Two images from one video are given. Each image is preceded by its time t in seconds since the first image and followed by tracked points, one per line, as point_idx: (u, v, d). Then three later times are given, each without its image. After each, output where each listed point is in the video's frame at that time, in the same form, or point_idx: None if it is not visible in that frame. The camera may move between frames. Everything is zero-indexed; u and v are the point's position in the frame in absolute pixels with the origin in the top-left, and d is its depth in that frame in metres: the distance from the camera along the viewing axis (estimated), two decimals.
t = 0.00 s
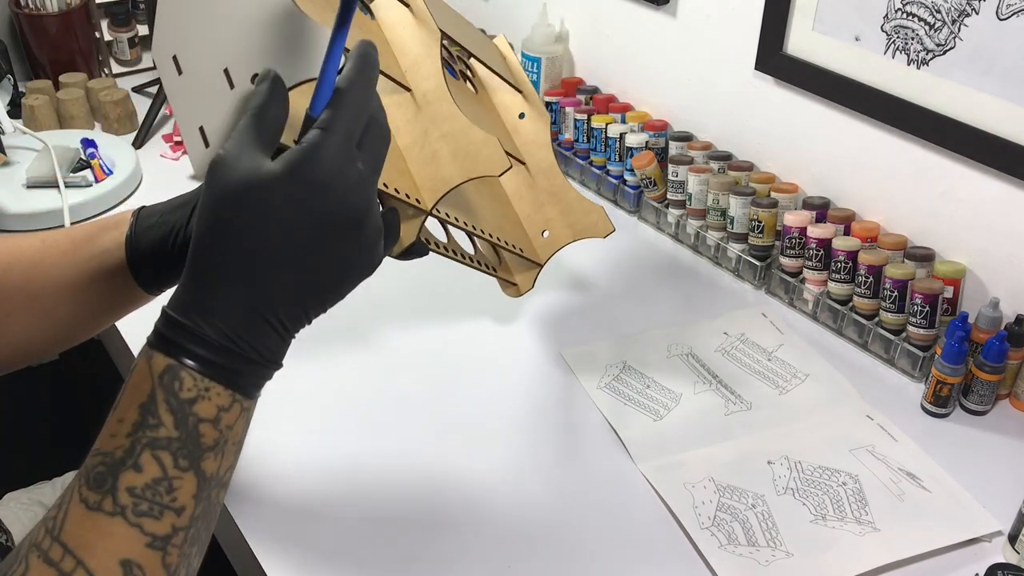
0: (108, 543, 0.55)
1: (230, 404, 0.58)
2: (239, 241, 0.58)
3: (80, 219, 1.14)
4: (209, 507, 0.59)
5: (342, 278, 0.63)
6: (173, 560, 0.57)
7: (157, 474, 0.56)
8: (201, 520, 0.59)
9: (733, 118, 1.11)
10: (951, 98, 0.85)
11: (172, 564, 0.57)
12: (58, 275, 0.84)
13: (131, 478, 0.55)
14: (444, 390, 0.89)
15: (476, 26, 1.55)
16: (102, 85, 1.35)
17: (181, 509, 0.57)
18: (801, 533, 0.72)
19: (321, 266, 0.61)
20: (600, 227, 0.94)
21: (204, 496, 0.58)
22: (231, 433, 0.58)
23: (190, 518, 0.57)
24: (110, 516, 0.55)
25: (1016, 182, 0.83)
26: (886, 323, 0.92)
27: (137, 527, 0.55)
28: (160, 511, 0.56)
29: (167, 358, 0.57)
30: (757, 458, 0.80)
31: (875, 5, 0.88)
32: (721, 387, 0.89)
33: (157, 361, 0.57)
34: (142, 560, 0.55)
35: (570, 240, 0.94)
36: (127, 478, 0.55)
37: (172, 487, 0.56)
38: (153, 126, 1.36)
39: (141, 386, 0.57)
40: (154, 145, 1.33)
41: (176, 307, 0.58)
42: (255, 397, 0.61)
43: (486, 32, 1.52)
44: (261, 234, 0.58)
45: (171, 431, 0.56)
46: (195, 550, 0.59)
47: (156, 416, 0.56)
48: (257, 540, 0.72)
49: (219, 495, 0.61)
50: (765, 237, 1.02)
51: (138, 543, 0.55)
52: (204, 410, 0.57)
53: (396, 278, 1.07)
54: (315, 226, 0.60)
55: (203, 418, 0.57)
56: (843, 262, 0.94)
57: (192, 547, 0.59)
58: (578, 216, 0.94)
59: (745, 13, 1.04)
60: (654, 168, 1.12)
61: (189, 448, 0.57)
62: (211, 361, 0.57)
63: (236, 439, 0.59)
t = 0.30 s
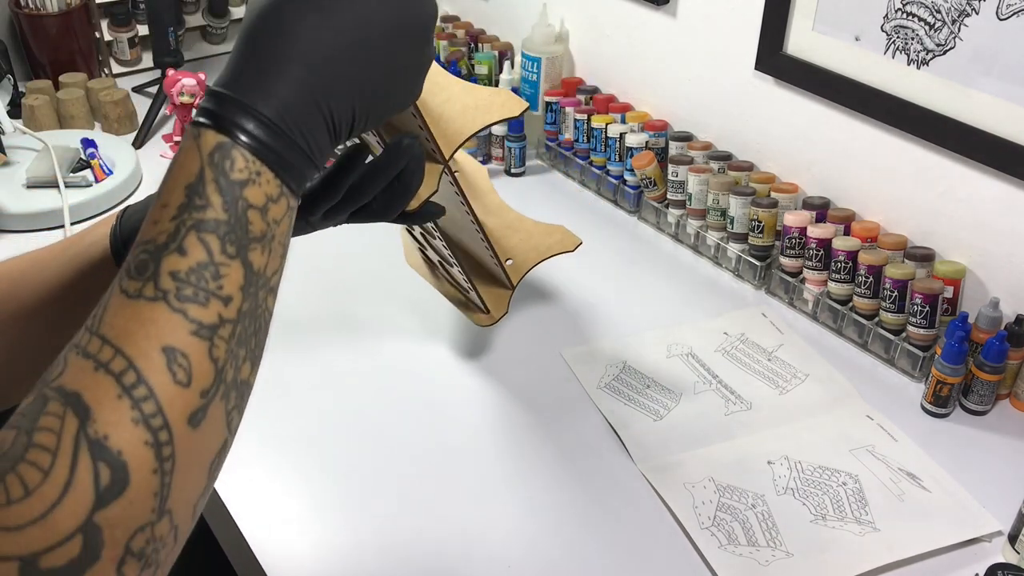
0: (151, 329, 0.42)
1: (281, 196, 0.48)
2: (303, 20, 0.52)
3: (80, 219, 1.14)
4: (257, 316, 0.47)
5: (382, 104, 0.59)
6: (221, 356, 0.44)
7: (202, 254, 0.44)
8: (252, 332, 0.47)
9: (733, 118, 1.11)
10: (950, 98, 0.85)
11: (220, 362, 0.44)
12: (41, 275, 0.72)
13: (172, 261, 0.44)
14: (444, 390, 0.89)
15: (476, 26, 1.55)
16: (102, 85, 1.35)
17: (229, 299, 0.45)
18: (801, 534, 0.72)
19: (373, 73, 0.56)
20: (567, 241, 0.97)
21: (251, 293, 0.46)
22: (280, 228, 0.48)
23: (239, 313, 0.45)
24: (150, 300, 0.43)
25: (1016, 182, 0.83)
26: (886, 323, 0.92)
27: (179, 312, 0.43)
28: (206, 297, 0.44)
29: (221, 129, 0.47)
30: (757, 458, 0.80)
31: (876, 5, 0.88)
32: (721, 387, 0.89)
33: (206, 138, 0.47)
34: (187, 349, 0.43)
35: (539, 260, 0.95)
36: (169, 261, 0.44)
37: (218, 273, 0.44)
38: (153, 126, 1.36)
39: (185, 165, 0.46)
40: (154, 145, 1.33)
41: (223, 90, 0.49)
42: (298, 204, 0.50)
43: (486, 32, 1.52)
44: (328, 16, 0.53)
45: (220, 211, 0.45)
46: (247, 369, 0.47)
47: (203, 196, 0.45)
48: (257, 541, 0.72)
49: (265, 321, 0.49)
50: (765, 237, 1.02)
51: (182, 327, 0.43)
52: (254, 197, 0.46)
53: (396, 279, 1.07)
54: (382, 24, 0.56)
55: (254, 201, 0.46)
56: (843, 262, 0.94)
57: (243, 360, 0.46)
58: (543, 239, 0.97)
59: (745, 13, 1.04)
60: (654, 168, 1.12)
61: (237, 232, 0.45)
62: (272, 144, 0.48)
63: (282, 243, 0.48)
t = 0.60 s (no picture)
0: (198, 189, 0.45)
1: (334, 94, 0.52)
2: None
3: (80, 219, 1.14)
4: (300, 204, 0.49)
5: (436, 42, 0.62)
6: (261, 229, 0.46)
7: (254, 131, 0.47)
8: (294, 219, 0.49)
9: (733, 118, 1.11)
10: (950, 98, 0.85)
11: (258, 234, 0.46)
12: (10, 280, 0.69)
13: (225, 131, 0.47)
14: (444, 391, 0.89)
15: (476, 26, 1.55)
16: (102, 85, 1.35)
17: (275, 176, 0.47)
18: (801, 534, 0.72)
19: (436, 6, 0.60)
20: (538, 295, 0.97)
21: (296, 180, 0.49)
22: (328, 124, 0.51)
23: (282, 194, 0.48)
24: (199, 164, 0.46)
25: (1016, 182, 0.83)
26: (886, 323, 0.92)
27: (226, 176, 0.45)
28: (254, 169, 0.46)
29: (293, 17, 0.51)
30: (757, 459, 0.80)
31: (876, 5, 0.88)
32: (721, 387, 0.89)
33: (274, 28, 0.51)
34: (229, 212, 0.45)
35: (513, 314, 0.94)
36: (222, 132, 0.47)
37: (267, 150, 0.47)
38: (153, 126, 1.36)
39: (253, 50, 0.50)
40: (153, 145, 1.33)
41: None
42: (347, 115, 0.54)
43: (486, 31, 1.52)
44: None
45: (276, 93, 0.49)
46: (286, 255, 0.49)
47: (264, 77, 0.49)
48: (257, 541, 0.72)
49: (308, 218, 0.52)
50: (765, 237, 1.02)
51: (227, 190, 0.45)
52: (312, 88, 0.50)
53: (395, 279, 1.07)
54: None
55: (309, 91, 0.50)
56: (843, 262, 0.94)
57: (284, 243, 0.48)
58: (514, 299, 0.97)
59: (745, 13, 1.04)
60: (654, 167, 1.12)
61: (290, 115, 0.49)
62: (333, 38, 0.52)
63: (329, 145, 0.52)
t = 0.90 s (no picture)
0: (237, 173, 0.44)
1: (370, 100, 0.53)
2: None
3: (80, 219, 1.13)
4: (332, 201, 0.49)
5: (462, 62, 0.64)
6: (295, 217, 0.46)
7: (294, 125, 0.47)
8: (325, 214, 0.49)
9: (733, 118, 1.11)
10: (950, 98, 0.84)
11: (292, 221, 0.45)
12: None
13: (267, 123, 0.47)
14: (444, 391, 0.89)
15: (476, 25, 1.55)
16: (101, 85, 1.35)
17: (311, 168, 0.47)
18: (801, 534, 0.72)
19: (465, 25, 0.62)
20: (526, 341, 0.94)
21: (331, 176, 0.49)
22: (363, 127, 0.52)
23: (316, 187, 0.47)
24: (240, 151, 0.46)
25: (1016, 182, 0.83)
26: (886, 323, 0.92)
27: (264, 162, 0.45)
28: (291, 159, 0.46)
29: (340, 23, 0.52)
30: (757, 458, 0.80)
31: (875, 5, 0.88)
32: (721, 387, 0.89)
33: (318, 34, 0.52)
34: (266, 197, 0.45)
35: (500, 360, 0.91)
36: (264, 124, 0.47)
37: (305, 144, 0.47)
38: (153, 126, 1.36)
39: (298, 52, 0.51)
40: (153, 145, 1.33)
41: None
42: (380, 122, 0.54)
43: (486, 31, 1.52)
44: None
45: (317, 93, 0.49)
46: (314, 247, 0.48)
47: (307, 77, 0.50)
48: (257, 541, 0.72)
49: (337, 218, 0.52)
50: (765, 237, 1.02)
51: (265, 176, 0.45)
52: (351, 91, 0.51)
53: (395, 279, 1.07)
54: None
55: (348, 93, 0.51)
56: (843, 262, 0.94)
57: (313, 236, 0.48)
58: (501, 345, 0.93)
59: (745, 13, 1.04)
60: (654, 167, 1.12)
61: (329, 115, 0.49)
62: (374, 45, 0.53)
63: (363, 150, 0.52)
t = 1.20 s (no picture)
0: (257, 175, 0.45)
1: (394, 108, 0.53)
2: None
3: (80, 219, 1.13)
4: (354, 207, 0.49)
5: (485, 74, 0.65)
6: (315, 221, 0.46)
7: (317, 131, 0.48)
8: (347, 221, 0.49)
9: (733, 118, 1.11)
10: (950, 98, 0.84)
11: (311, 225, 0.45)
12: None
13: (290, 128, 0.47)
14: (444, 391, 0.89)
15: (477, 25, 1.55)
16: (101, 85, 1.35)
17: (331, 173, 0.47)
18: (801, 534, 0.72)
19: (487, 37, 0.63)
20: (522, 351, 0.93)
21: (353, 183, 0.49)
22: (386, 136, 0.52)
23: (337, 192, 0.47)
24: (262, 154, 0.46)
25: (1016, 182, 0.83)
26: (886, 323, 0.92)
27: (285, 165, 0.45)
28: (312, 163, 0.46)
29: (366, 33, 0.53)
30: (757, 458, 0.80)
31: (876, 5, 0.88)
32: (721, 387, 0.89)
33: (343, 44, 0.53)
34: (285, 200, 0.45)
35: (496, 370, 0.90)
36: (287, 128, 0.47)
37: (326, 150, 0.47)
38: (153, 126, 1.36)
39: (322, 61, 0.51)
40: (153, 145, 1.33)
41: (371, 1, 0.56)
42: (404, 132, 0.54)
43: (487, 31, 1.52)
44: None
45: (340, 100, 0.50)
46: (335, 252, 0.48)
47: (331, 85, 0.50)
48: (257, 541, 0.72)
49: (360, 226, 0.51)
50: (765, 237, 1.02)
51: (285, 179, 0.45)
52: (375, 99, 0.51)
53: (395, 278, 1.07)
54: None
55: (371, 101, 0.51)
56: (843, 262, 0.94)
57: (334, 241, 0.47)
58: (497, 355, 0.92)
59: (745, 13, 1.04)
60: (654, 168, 1.12)
61: (352, 121, 0.49)
62: (399, 55, 0.54)
63: (387, 159, 0.52)
